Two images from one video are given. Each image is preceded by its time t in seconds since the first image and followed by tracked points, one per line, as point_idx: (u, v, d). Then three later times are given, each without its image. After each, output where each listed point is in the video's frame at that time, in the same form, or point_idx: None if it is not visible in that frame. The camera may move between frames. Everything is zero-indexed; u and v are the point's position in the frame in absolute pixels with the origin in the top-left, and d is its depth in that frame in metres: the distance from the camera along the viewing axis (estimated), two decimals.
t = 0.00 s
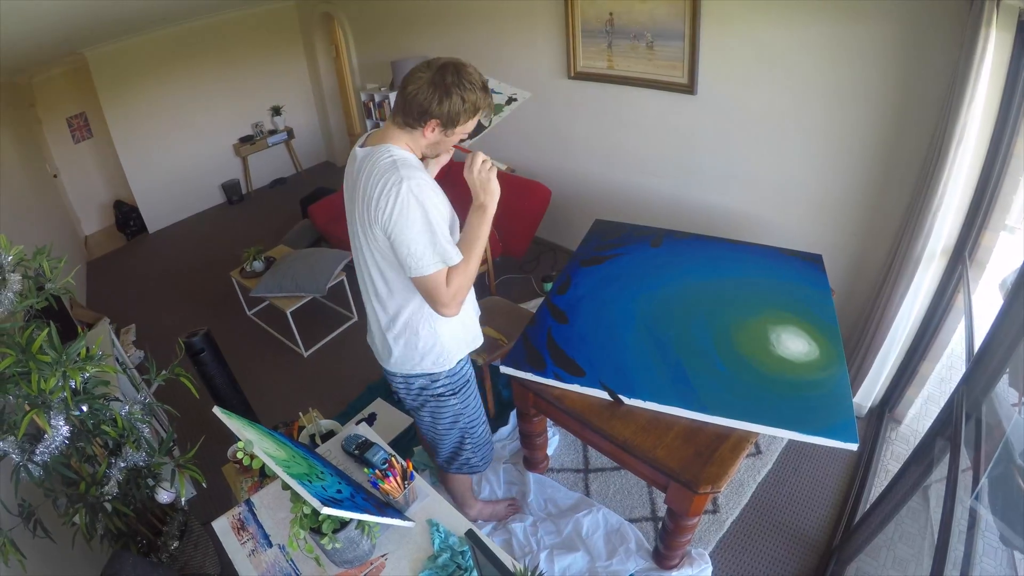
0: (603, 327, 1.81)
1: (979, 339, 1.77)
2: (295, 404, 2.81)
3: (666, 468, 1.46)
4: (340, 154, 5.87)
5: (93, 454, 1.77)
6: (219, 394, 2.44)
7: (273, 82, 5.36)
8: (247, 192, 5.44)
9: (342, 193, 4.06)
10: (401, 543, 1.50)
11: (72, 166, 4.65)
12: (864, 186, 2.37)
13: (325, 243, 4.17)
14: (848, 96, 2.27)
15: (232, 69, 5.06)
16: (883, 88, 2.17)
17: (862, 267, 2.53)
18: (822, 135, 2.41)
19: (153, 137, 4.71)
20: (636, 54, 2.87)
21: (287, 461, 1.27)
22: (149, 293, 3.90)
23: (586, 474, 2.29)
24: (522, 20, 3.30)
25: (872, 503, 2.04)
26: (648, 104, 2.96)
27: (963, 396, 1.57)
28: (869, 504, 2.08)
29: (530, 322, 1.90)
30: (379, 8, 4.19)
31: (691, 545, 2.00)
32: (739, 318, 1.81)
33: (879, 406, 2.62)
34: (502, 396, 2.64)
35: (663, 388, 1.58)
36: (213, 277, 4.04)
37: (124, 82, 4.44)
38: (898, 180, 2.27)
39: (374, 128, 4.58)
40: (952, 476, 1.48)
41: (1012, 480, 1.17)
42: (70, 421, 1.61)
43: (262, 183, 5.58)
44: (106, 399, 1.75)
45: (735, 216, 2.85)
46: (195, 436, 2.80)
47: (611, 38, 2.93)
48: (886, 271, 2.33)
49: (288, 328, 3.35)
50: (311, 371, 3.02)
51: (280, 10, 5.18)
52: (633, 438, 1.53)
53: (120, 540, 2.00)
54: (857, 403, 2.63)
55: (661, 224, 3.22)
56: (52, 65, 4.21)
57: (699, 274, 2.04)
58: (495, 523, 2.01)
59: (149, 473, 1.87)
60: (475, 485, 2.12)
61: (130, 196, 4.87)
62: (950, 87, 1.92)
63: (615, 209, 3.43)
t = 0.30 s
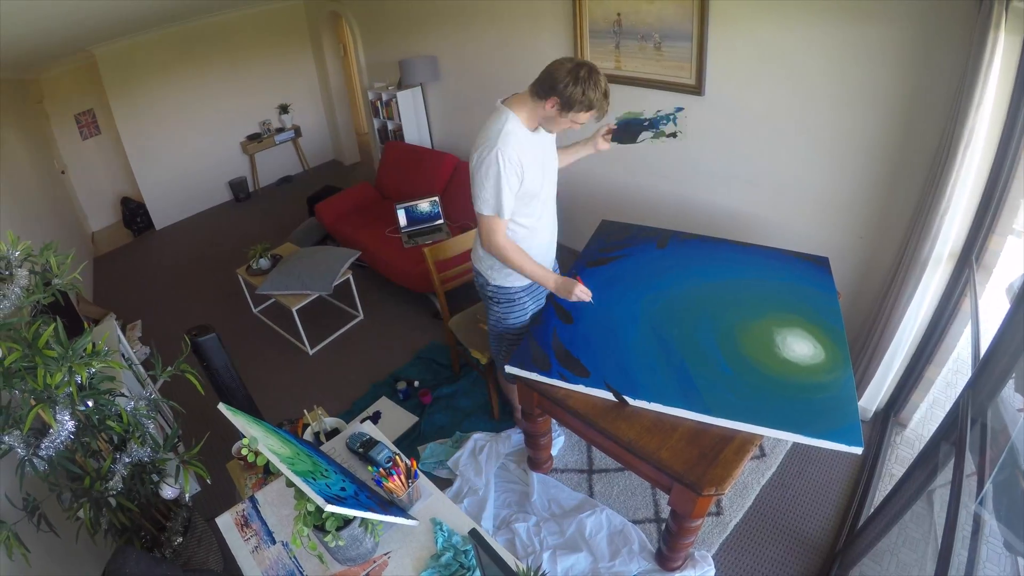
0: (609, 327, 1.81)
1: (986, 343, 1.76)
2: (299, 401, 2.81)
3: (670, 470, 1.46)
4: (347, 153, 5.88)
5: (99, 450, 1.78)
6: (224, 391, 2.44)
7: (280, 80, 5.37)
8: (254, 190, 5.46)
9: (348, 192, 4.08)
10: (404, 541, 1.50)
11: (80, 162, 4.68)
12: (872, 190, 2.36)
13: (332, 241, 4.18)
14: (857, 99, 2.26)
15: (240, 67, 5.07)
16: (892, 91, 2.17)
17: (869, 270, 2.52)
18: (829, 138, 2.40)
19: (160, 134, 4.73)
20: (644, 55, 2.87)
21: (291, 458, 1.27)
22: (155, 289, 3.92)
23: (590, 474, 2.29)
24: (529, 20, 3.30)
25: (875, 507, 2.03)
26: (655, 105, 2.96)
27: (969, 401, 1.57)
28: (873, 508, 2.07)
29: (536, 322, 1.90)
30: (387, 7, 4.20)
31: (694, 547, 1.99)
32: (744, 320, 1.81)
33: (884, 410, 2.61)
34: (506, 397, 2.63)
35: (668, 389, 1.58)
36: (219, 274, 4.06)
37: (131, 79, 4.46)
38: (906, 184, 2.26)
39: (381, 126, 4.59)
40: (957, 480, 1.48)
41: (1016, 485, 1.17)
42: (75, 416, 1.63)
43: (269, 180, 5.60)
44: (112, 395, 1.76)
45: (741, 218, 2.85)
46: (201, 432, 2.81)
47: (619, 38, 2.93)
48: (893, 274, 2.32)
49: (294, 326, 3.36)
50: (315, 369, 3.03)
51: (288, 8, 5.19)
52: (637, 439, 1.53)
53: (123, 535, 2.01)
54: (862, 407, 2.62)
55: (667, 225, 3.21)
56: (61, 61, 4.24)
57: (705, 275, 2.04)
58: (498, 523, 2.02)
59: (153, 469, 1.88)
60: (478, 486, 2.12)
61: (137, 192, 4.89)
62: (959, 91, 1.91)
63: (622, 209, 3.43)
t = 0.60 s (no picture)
0: (614, 328, 1.82)
1: (992, 348, 1.76)
2: (304, 399, 2.82)
3: (674, 472, 1.46)
4: (354, 152, 5.89)
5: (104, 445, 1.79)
6: (230, 388, 2.45)
7: (288, 78, 5.39)
8: (261, 188, 5.48)
9: (354, 190, 4.10)
10: (407, 539, 1.50)
11: (87, 159, 4.70)
12: (879, 193, 2.35)
13: (338, 239, 4.20)
14: (865, 102, 2.26)
15: (248, 65, 5.09)
16: (901, 93, 2.15)
17: (876, 274, 2.51)
18: (837, 140, 2.39)
19: (167, 131, 4.75)
20: (651, 56, 2.87)
21: (296, 456, 1.28)
22: (161, 286, 3.94)
23: (594, 475, 2.29)
24: (537, 20, 3.30)
25: (879, 512, 2.02)
26: (662, 106, 2.96)
27: (975, 405, 1.56)
28: (877, 512, 2.07)
29: (541, 322, 1.91)
30: (395, 6, 4.21)
31: (697, 550, 1.99)
32: (749, 322, 1.80)
33: (888, 414, 2.60)
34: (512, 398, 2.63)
35: (673, 391, 1.58)
36: (225, 272, 4.07)
37: (140, 76, 4.48)
38: (914, 186, 2.25)
39: (388, 126, 4.60)
40: (962, 485, 1.47)
41: (1020, 491, 1.16)
42: (80, 411, 1.63)
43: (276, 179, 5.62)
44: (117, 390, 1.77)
45: (748, 220, 2.84)
46: (206, 428, 2.83)
47: (626, 39, 2.93)
48: (900, 277, 2.31)
49: (300, 324, 3.37)
50: (320, 367, 3.04)
51: (296, 7, 5.20)
52: (642, 440, 1.53)
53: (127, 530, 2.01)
54: (867, 411, 2.61)
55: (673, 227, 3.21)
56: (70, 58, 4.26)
57: (711, 277, 2.04)
58: (502, 523, 2.03)
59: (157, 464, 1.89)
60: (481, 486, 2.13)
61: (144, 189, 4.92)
62: (968, 93, 1.91)
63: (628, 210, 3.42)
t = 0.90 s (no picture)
0: (620, 329, 1.81)
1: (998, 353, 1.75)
2: (309, 397, 2.83)
3: (678, 473, 1.45)
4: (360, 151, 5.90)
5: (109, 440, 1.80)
6: (235, 385, 2.46)
7: (295, 77, 5.41)
8: (267, 186, 5.49)
9: (361, 189, 4.12)
10: (410, 537, 1.51)
11: (95, 155, 4.73)
12: (887, 195, 2.34)
13: (344, 237, 4.21)
14: (874, 104, 2.25)
15: (255, 63, 5.11)
16: (910, 95, 2.14)
17: (883, 276, 2.50)
18: (845, 142, 2.38)
19: (174, 128, 4.77)
20: (658, 56, 2.86)
21: (300, 453, 1.28)
22: (167, 282, 3.96)
23: (598, 476, 2.29)
24: (545, 20, 3.30)
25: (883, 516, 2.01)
26: (669, 107, 2.95)
27: (980, 409, 1.55)
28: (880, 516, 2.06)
29: (547, 323, 1.91)
30: (402, 6, 4.21)
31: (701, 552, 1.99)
32: (755, 324, 1.80)
33: (893, 418, 2.59)
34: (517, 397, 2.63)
35: (678, 392, 1.58)
36: (231, 269, 4.09)
37: (147, 74, 4.50)
38: (922, 189, 2.24)
39: (395, 125, 4.61)
40: (966, 490, 1.46)
41: None
42: (86, 406, 1.65)
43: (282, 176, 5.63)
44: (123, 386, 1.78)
45: (755, 221, 2.84)
46: (211, 425, 2.84)
47: (634, 39, 2.92)
48: (907, 280, 2.30)
49: (305, 322, 3.38)
50: (325, 365, 3.05)
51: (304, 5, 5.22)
52: (646, 442, 1.53)
53: (130, 525, 2.02)
54: (872, 414, 2.60)
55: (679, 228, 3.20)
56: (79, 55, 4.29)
57: (717, 278, 2.03)
58: (505, 522, 2.04)
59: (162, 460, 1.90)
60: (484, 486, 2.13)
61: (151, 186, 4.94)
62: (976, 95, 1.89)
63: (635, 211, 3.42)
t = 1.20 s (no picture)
0: (625, 330, 1.82)
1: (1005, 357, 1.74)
2: (313, 394, 2.84)
3: (682, 475, 1.46)
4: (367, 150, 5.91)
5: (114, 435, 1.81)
6: (240, 382, 2.47)
7: (302, 75, 5.42)
8: (274, 184, 5.51)
9: (368, 188, 4.13)
10: (413, 536, 1.51)
11: (102, 152, 4.76)
12: (894, 198, 2.34)
13: (350, 236, 4.22)
14: (881, 106, 2.24)
15: (262, 62, 5.12)
16: (918, 97, 2.13)
17: (889, 279, 2.49)
18: (852, 145, 2.38)
19: (182, 126, 4.79)
20: (666, 57, 2.86)
21: (304, 450, 1.29)
22: (174, 279, 3.98)
23: (601, 477, 2.29)
24: (552, 20, 3.30)
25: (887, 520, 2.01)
26: (677, 108, 2.95)
27: (985, 414, 1.54)
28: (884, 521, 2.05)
29: (552, 323, 1.91)
30: (410, 5, 4.22)
31: (703, 554, 1.99)
32: (761, 326, 1.80)
33: (898, 422, 2.58)
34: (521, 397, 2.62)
35: (683, 394, 1.57)
36: (236, 266, 4.10)
37: (155, 71, 4.52)
38: (929, 192, 2.23)
39: (402, 124, 4.62)
40: (970, 495, 1.46)
41: None
42: (92, 401, 1.66)
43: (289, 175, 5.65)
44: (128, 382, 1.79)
45: (761, 224, 2.83)
46: (215, 421, 2.85)
47: (642, 40, 2.92)
48: (913, 283, 2.29)
49: (310, 320, 3.39)
50: (330, 363, 3.05)
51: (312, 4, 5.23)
52: (650, 443, 1.53)
53: (135, 520, 2.05)
54: (877, 418, 2.58)
55: (686, 229, 3.20)
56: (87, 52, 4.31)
57: (723, 280, 2.03)
58: (508, 522, 2.04)
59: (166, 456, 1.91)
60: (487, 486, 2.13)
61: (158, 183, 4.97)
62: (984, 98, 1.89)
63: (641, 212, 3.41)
